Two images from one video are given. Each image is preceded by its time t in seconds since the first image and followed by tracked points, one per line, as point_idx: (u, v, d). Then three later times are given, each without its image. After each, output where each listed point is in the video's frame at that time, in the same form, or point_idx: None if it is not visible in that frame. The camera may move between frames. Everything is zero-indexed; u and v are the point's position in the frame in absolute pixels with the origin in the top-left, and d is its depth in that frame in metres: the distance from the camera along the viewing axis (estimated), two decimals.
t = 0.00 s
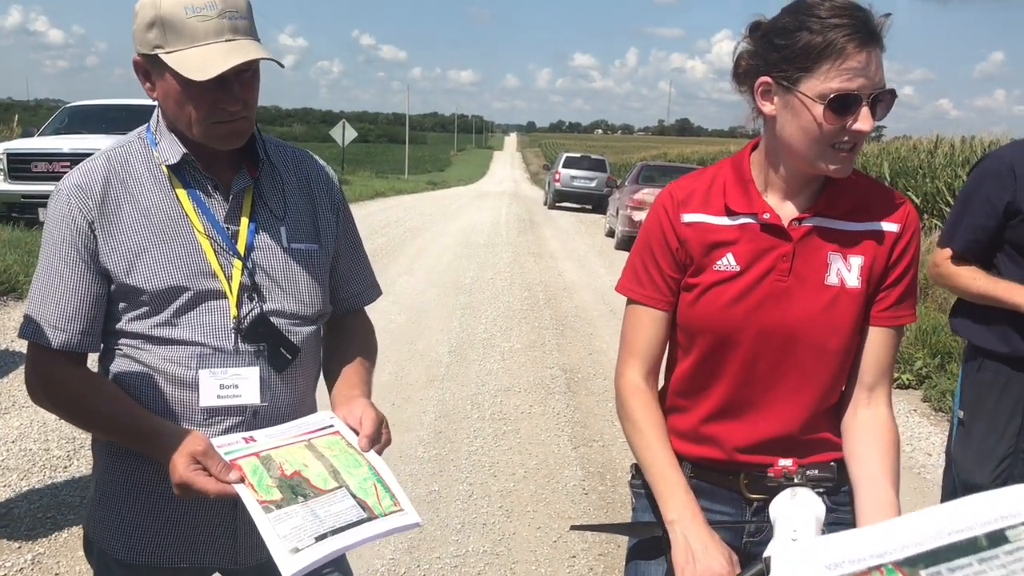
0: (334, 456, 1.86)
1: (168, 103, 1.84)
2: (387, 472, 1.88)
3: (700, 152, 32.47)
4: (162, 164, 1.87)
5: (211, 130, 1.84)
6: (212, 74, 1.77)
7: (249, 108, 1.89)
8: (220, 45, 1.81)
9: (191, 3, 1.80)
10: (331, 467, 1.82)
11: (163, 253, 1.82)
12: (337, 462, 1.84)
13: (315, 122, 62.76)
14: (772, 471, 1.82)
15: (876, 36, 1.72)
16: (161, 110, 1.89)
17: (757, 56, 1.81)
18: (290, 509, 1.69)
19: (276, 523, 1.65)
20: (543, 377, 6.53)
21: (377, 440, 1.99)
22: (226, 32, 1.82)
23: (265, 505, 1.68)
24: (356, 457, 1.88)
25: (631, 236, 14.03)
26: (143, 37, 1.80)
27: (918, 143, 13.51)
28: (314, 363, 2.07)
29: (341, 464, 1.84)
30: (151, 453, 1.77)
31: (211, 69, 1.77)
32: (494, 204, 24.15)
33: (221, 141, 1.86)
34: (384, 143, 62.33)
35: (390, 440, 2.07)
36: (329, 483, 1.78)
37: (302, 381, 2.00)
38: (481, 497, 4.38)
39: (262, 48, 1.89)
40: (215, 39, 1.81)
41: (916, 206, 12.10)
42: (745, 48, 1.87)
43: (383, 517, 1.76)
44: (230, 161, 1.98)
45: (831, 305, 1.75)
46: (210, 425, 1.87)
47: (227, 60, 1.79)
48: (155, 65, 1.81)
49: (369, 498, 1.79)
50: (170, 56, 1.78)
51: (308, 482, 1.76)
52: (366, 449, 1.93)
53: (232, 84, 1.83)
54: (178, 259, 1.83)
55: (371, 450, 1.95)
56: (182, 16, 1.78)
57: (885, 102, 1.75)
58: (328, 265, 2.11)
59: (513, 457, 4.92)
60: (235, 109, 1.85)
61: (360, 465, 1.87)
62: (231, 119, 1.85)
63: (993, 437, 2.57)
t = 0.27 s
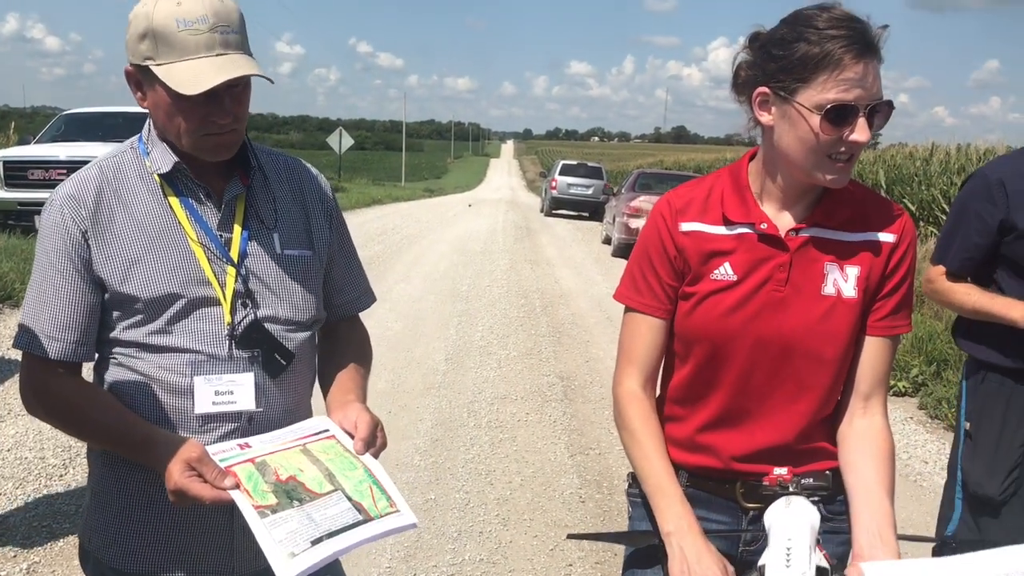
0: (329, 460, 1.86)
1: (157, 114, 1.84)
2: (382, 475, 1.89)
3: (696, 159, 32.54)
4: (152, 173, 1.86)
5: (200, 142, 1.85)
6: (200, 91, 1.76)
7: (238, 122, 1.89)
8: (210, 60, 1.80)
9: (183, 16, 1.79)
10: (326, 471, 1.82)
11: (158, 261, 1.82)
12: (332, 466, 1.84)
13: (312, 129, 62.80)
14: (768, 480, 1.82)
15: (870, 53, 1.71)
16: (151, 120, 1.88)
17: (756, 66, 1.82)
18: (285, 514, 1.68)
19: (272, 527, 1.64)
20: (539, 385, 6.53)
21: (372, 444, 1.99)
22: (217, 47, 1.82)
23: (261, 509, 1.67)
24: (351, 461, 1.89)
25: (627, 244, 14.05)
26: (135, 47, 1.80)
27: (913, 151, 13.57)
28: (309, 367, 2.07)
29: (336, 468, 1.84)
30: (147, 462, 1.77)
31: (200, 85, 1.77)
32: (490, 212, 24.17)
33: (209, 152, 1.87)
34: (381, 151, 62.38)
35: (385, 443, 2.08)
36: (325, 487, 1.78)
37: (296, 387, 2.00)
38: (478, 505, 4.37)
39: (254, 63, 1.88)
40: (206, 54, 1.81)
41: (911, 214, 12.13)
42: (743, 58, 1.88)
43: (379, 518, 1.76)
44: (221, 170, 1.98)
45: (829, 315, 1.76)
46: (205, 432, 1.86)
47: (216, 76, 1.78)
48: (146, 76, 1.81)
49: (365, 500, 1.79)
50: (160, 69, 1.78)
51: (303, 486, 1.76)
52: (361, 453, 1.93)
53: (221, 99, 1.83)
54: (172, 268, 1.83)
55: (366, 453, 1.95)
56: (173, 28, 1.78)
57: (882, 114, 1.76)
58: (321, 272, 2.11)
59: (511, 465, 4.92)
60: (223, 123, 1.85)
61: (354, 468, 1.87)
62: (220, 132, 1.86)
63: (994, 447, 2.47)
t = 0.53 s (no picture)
0: (329, 461, 1.86)
1: (150, 128, 1.84)
2: (383, 475, 1.89)
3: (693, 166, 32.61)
4: (148, 182, 1.86)
5: (188, 161, 1.85)
6: (190, 122, 1.76)
7: (230, 147, 1.89)
8: (205, 90, 1.80)
9: (183, 43, 1.79)
10: (326, 472, 1.82)
11: (156, 268, 1.82)
12: (332, 467, 1.84)
13: (309, 136, 62.85)
14: (766, 488, 1.82)
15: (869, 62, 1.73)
16: (144, 130, 1.87)
17: (755, 73, 1.82)
18: (287, 515, 1.68)
19: (273, 528, 1.64)
20: (537, 392, 6.52)
21: (370, 444, 2.00)
22: (213, 77, 1.81)
23: (262, 512, 1.67)
24: (351, 461, 1.89)
25: (625, 250, 14.06)
26: (134, 62, 1.80)
27: (910, 157, 13.60)
28: (307, 371, 2.07)
29: (336, 469, 1.84)
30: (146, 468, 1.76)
31: (191, 115, 1.76)
32: (488, 219, 24.19)
33: (197, 170, 1.88)
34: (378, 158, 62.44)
35: (384, 444, 2.08)
36: (325, 487, 1.78)
37: (295, 392, 2.00)
38: (476, 512, 4.36)
39: (251, 95, 1.88)
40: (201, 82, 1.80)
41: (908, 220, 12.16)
42: (743, 63, 1.89)
43: (380, 517, 1.76)
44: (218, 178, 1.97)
45: (827, 323, 1.76)
46: (204, 438, 1.86)
47: (208, 108, 1.78)
48: (142, 92, 1.81)
49: (366, 500, 1.79)
50: (155, 91, 1.78)
51: (303, 488, 1.76)
52: (360, 453, 1.94)
53: (212, 128, 1.83)
54: (169, 275, 1.83)
55: (365, 453, 1.96)
56: (171, 54, 1.78)
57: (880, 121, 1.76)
58: (317, 277, 2.11)
59: (509, 472, 4.91)
60: (213, 147, 1.85)
61: (354, 469, 1.87)
62: (210, 155, 1.86)
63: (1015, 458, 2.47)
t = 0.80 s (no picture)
0: (332, 461, 1.86)
1: (153, 133, 1.84)
2: (386, 474, 1.90)
3: (692, 170, 32.62)
4: (150, 186, 1.86)
5: (192, 167, 1.86)
6: (196, 132, 1.76)
7: (233, 152, 1.89)
8: (210, 97, 1.80)
9: (188, 50, 1.79)
10: (329, 472, 1.83)
11: (159, 272, 1.82)
12: (335, 467, 1.85)
13: (309, 140, 62.89)
14: (771, 492, 1.82)
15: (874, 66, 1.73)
16: (147, 134, 1.87)
17: (760, 75, 1.83)
18: (291, 513, 1.69)
19: (278, 526, 1.64)
20: (537, 395, 6.52)
21: (373, 444, 2.00)
22: (218, 85, 1.82)
23: (267, 510, 1.68)
24: (354, 461, 1.90)
25: (624, 254, 14.06)
26: (138, 69, 1.80)
27: (909, 162, 13.61)
28: (309, 375, 2.07)
29: (339, 469, 1.85)
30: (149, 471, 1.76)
31: (197, 124, 1.77)
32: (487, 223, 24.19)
33: (201, 176, 1.88)
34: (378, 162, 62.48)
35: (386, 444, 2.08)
36: (328, 487, 1.79)
37: (297, 396, 2.00)
38: (476, 516, 4.35)
39: (255, 101, 1.88)
40: (206, 90, 1.81)
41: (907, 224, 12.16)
42: (748, 68, 1.89)
43: (384, 512, 1.77)
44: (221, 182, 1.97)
45: (830, 325, 1.76)
46: (206, 441, 1.85)
47: (214, 117, 1.78)
48: (146, 97, 1.81)
49: (370, 497, 1.80)
50: (159, 98, 1.78)
51: (307, 488, 1.76)
52: (363, 453, 1.94)
53: (217, 135, 1.83)
54: (172, 279, 1.83)
55: (368, 453, 1.96)
56: (176, 61, 1.79)
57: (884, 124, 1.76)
58: (319, 281, 2.11)
59: (509, 475, 4.91)
60: (217, 153, 1.85)
61: (357, 468, 1.88)
62: (214, 160, 1.86)
63: None
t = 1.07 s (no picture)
0: (336, 462, 1.86)
1: (162, 132, 1.83)
2: (391, 474, 1.90)
3: (694, 170, 32.59)
4: (156, 185, 1.86)
5: (201, 167, 1.85)
6: (206, 132, 1.76)
7: (242, 153, 1.89)
8: (220, 98, 1.80)
9: (199, 51, 1.79)
10: (334, 472, 1.83)
11: (164, 270, 1.81)
12: (340, 467, 1.85)
13: (311, 140, 62.93)
14: (777, 493, 1.81)
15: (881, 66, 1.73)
16: (155, 134, 1.87)
17: (768, 75, 1.82)
18: (295, 512, 1.69)
19: (282, 524, 1.64)
20: (539, 396, 6.51)
21: (378, 445, 2.00)
22: (228, 85, 1.82)
23: (271, 509, 1.68)
24: (358, 461, 1.89)
25: (626, 255, 14.05)
26: (148, 68, 1.80)
27: (911, 163, 13.59)
28: (313, 375, 2.06)
29: (343, 469, 1.85)
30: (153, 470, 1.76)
31: (207, 125, 1.77)
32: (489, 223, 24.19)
33: (209, 175, 1.88)
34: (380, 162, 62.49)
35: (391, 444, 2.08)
36: (333, 487, 1.79)
37: (301, 397, 1.99)
38: (477, 516, 4.35)
39: (265, 102, 1.88)
40: (216, 90, 1.81)
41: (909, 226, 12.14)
42: (756, 69, 1.88)
43: (389, 511, 1.77)
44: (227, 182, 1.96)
45: (837, 324, 1.75)
46: (210, 441, 1.85)
47: (224, 119, 1.78)
48: (155, 97, 1.81)
49: (374, 496, 1.80)
50: (170, 98, 1.78)
51: (312, 488, 1.76)
52: (368, 453, 1.94)
53: (226, 136, 1.83)
54: (177, 278, 1.82)
55: (373, 454, 1.96)
56: (187, 62, 1.78)
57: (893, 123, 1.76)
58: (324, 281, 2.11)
59: (510, 476, 4.91)
60: (226, 153, 1.85)
61: (362, 468, 1.88)
62: (222, 161, 1.86)
63: None
